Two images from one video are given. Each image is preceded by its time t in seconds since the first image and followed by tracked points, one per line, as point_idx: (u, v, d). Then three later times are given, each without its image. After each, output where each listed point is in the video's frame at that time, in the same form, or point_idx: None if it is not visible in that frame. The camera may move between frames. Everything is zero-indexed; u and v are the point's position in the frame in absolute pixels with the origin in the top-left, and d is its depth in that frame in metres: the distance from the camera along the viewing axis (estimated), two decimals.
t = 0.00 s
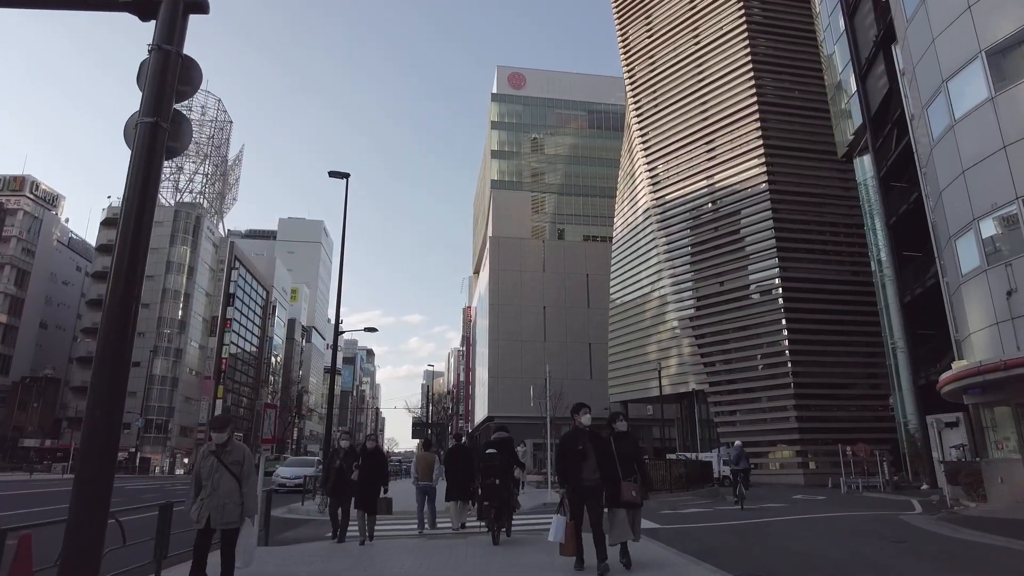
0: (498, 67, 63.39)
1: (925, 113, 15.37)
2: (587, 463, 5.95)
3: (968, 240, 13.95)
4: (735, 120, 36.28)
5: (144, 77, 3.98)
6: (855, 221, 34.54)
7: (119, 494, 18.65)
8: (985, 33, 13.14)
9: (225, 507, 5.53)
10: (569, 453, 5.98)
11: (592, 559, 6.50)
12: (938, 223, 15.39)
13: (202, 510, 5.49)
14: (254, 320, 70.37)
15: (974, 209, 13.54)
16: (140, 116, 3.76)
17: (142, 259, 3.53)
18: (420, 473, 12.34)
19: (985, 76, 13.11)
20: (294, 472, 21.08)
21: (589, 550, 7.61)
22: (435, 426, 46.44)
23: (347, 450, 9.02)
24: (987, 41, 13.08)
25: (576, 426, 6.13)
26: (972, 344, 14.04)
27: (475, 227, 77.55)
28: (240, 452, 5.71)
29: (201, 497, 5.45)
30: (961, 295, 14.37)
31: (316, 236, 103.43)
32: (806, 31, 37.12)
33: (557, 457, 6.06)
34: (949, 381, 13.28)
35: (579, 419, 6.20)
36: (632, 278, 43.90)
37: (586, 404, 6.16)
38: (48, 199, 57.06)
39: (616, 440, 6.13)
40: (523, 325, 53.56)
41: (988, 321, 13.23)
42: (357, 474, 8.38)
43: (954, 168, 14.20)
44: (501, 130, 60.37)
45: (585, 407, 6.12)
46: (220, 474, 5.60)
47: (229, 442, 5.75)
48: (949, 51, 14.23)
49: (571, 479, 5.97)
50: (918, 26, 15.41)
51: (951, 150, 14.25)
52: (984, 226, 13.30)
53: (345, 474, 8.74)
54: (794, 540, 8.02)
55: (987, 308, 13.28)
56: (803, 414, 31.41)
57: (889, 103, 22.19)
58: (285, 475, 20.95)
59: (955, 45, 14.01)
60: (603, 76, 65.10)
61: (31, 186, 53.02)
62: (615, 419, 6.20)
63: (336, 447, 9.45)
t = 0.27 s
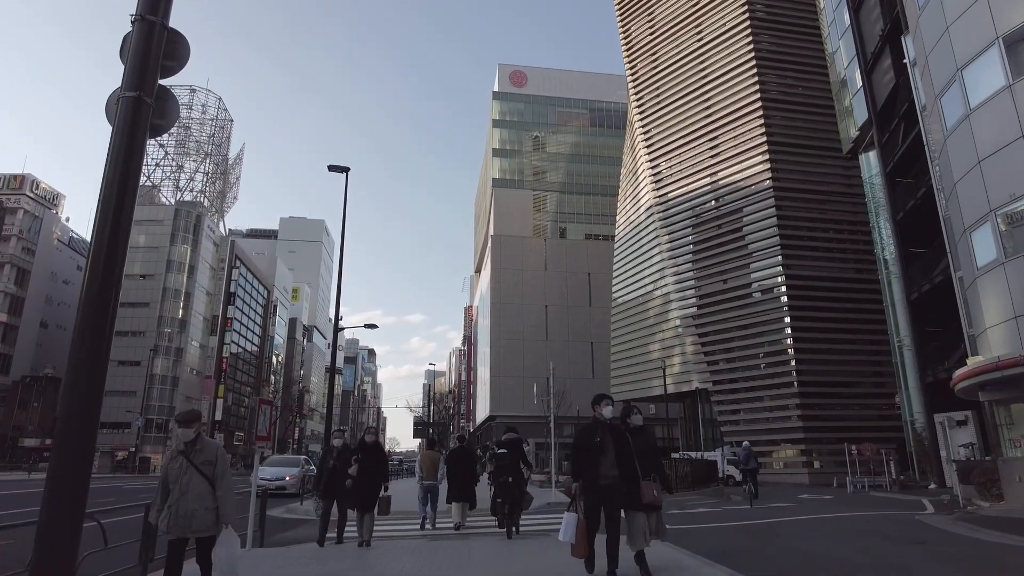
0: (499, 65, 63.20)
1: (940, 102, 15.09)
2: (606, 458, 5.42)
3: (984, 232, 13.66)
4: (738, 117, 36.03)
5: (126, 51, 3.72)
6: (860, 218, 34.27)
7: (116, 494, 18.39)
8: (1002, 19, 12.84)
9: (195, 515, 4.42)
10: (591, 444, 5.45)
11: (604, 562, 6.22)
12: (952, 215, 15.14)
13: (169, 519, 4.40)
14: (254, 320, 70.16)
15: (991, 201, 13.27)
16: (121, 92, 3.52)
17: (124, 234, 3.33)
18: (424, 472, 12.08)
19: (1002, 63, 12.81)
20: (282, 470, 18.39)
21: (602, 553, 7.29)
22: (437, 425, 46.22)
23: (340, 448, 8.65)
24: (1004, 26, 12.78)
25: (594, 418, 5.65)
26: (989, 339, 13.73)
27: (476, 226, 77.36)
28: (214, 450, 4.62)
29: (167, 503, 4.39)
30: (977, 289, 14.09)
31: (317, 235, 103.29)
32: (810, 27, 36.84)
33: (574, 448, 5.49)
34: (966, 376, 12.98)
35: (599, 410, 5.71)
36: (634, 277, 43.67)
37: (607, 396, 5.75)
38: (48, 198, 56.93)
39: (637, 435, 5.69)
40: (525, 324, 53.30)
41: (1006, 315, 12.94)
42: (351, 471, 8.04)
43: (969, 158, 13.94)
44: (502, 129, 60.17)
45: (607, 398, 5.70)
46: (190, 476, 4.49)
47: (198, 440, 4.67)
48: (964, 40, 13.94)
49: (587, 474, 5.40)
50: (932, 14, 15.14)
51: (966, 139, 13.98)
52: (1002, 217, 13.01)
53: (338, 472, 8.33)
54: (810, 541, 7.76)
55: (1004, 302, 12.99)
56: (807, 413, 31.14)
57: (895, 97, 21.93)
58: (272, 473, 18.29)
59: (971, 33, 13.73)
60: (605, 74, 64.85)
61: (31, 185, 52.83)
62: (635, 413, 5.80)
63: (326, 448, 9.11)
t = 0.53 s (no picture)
0: (501, 64, 62.93)
1: (955, 94, 14.77)
2: (625, 464, 4.72)
3: (1002, 227, 13.35)
4: (742, 114, 35.75)
5: (103, 28, 3.45)
6: (865, 217, 33.97)
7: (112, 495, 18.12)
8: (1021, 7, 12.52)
9: (159, 526, 3.72)
10: (608, 448, 4.73)
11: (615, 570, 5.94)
12: (969, 209, 14.81)
13: (124, 532, 3.71)
14: (256, 320, 69.98)
15: (1009, 195, 12.94)
16: (98, 68, 3.27)
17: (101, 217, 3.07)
18: (426, 472, 11.84)
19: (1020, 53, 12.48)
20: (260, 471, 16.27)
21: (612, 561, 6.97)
22: (438, 426, 45.98)
23: (332, 448, 8.23)
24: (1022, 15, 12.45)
25: (610, 419, 4.92)
26: (1006, 338, 13.41)
27: (478, 226, 77.15)
28: (182, 451, 3.97)
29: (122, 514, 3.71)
30: (995, 285, 13.77)
31: (319, 235, 103.13)
32: (814, 24, 36.56)
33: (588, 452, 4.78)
34: (983, 375, 12.67)
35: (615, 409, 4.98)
36: (637, 276, 43.41)
37: (623, 394, 5.03)
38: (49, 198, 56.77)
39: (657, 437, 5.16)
40: (527, 324, 53.01)
41: None
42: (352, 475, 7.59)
43: (987, 151, 13.61)
44: (504, 128, 59.90)
45: (624, 396, 4.98)
46: (152, 481, 3.82)
47: (165, 440, 4.01)
48: (981, 32, 13.66)
49: (601, 483, 4.67)
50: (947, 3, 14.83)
51: (983, 132, 13.65)
52: (1019, 212, 12.69)
53: (332, 474, 7.97)
54: (827, 547, 7.47)
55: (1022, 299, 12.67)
56: (813, 413, 30.83)
57: (902, 93, 21.64)
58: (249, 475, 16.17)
59: (988, 22, 13.40)
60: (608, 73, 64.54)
61: (31, 185, 52.69)
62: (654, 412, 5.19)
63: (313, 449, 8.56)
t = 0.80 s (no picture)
0: (502, 62, 62.63)
1: (970, 83, 14.48)
2: (642, 461, 4.44)
3: (1019, 220, 13.07)
4: (745, 111, 35.49)
5: None
6: (870, 214, 33.69)
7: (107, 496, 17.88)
8: None
9: (102, 545, 3.27)
10: (622, 446, 4.43)
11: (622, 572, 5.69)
12: (984, 202, 14.53)
13: (66, 548, 3.27)
14: (256, 319, 69.78)
15: None
16: (67, 35, 3.03)
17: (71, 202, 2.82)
18: (421, 471, 11.67)
19: None
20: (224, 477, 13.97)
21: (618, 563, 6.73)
22: (439, 425, 45.76)
23: (324, 445, 7.88)
24: None
25: (620, 409, 4.67)
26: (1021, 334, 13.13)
27: (479, 225, 76.90)
28: (137, 455, 3.52)
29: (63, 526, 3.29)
30: (1011, 279, 13.49)
31: (320, 234, 102.88)
32: (818, 20, 36.28)
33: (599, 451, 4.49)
34: (998, 372, 12.39)
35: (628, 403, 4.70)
36: (639, 274, 43.17)
37: (634, 383, 4.78)
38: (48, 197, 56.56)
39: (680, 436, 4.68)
40: (528, 323, 52.77)
41: None
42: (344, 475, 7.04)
43: (1003, 141, 13.31)
44: (505, 126, 59.62)
45: (633, 386, 4.72)
46: (101, 488, 3.38)
47: (119, 439, 3.58)
48: (996, 20, 13.37)
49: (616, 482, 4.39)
50: None
51: (999, 121, 13.36)
52: None
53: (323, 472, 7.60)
54: (840, 549, 7.22)
55: None
56: (817, 412, 30.58)
57: (908, 88, 21.38)
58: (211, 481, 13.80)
59: (1005, 9, 13.11)
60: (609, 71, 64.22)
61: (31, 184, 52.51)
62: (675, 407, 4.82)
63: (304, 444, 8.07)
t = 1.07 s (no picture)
0: (503, 61, 62.38)
1: (985, 74, 14.21)
2: (664, 471, 4.17)
3: None
4: (747, 109, 35.26)
5: None
6: (874, 212, 33.38)
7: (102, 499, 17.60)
8: None
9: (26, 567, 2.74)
10: (643, 458, 4.19)
11: None
12: (999, 195, 14.26)
13: None
14: (256, 319, 69.55)
15: None
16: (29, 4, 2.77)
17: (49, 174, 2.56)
18: (420, 474, 11.45)
19: None
20: (174, 486, 10.93)
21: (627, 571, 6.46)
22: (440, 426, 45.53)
23: (317, 446, 7.54)
24: None
25: (641, 410, 4.39)
26: None
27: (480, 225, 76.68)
28: (71, 459, 2.94)
29: None
30: None
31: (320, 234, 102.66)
32: (821, 17, 35.99)
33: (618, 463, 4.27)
34: (1013, 371, 12.10)
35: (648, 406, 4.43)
36: (641, 274, 42.90)
37: (656, 380, 4.43)
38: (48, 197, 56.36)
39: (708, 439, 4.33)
40: (529, 322, 52.51)
41: None
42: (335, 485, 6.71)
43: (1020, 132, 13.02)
44: (505, 125, 59.35)
45: (655, 383, 4.40)
46: (27, 501, 2.84)
47: (52, 438, 3.01)
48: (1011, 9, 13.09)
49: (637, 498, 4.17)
50: None
51: (1016, 112, 13.08)
52: None
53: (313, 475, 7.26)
54: (856, 556, 6.94)
55: None
56: (821, 412, 30.29)
57: (914, 84, 21.10)
58: (158, 490, 10.75)
59: None
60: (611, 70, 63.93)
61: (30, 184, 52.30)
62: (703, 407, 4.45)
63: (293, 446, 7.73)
